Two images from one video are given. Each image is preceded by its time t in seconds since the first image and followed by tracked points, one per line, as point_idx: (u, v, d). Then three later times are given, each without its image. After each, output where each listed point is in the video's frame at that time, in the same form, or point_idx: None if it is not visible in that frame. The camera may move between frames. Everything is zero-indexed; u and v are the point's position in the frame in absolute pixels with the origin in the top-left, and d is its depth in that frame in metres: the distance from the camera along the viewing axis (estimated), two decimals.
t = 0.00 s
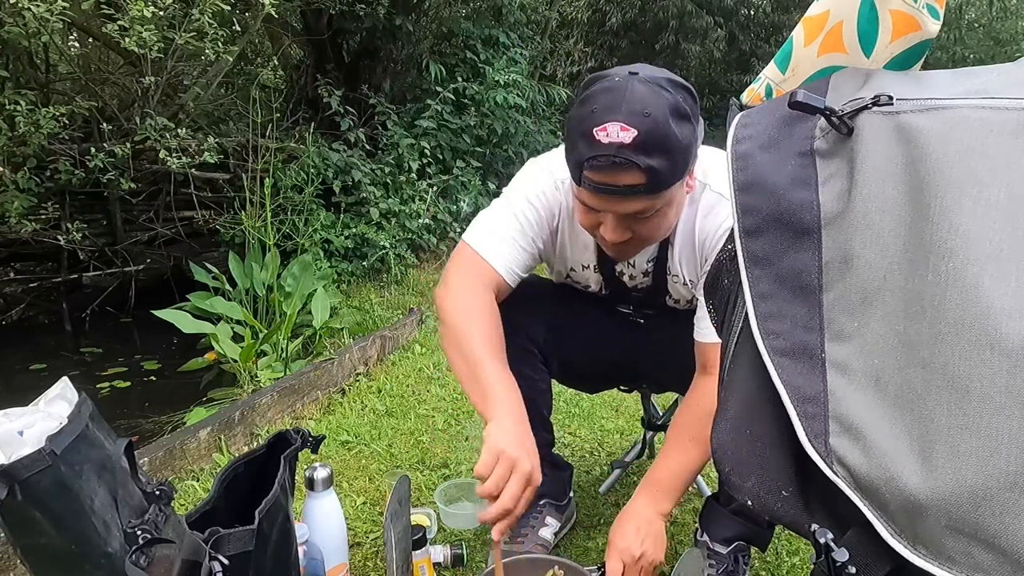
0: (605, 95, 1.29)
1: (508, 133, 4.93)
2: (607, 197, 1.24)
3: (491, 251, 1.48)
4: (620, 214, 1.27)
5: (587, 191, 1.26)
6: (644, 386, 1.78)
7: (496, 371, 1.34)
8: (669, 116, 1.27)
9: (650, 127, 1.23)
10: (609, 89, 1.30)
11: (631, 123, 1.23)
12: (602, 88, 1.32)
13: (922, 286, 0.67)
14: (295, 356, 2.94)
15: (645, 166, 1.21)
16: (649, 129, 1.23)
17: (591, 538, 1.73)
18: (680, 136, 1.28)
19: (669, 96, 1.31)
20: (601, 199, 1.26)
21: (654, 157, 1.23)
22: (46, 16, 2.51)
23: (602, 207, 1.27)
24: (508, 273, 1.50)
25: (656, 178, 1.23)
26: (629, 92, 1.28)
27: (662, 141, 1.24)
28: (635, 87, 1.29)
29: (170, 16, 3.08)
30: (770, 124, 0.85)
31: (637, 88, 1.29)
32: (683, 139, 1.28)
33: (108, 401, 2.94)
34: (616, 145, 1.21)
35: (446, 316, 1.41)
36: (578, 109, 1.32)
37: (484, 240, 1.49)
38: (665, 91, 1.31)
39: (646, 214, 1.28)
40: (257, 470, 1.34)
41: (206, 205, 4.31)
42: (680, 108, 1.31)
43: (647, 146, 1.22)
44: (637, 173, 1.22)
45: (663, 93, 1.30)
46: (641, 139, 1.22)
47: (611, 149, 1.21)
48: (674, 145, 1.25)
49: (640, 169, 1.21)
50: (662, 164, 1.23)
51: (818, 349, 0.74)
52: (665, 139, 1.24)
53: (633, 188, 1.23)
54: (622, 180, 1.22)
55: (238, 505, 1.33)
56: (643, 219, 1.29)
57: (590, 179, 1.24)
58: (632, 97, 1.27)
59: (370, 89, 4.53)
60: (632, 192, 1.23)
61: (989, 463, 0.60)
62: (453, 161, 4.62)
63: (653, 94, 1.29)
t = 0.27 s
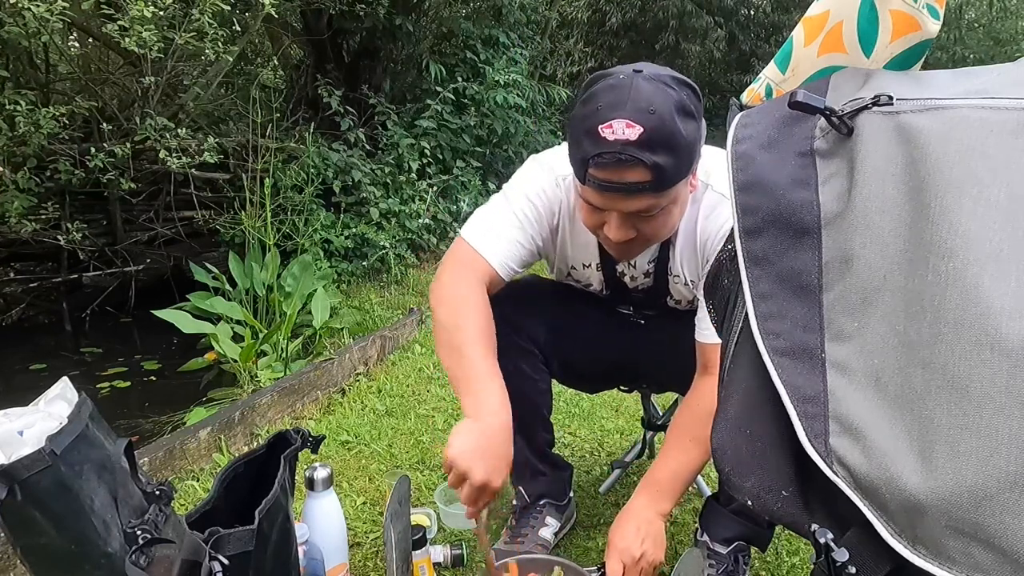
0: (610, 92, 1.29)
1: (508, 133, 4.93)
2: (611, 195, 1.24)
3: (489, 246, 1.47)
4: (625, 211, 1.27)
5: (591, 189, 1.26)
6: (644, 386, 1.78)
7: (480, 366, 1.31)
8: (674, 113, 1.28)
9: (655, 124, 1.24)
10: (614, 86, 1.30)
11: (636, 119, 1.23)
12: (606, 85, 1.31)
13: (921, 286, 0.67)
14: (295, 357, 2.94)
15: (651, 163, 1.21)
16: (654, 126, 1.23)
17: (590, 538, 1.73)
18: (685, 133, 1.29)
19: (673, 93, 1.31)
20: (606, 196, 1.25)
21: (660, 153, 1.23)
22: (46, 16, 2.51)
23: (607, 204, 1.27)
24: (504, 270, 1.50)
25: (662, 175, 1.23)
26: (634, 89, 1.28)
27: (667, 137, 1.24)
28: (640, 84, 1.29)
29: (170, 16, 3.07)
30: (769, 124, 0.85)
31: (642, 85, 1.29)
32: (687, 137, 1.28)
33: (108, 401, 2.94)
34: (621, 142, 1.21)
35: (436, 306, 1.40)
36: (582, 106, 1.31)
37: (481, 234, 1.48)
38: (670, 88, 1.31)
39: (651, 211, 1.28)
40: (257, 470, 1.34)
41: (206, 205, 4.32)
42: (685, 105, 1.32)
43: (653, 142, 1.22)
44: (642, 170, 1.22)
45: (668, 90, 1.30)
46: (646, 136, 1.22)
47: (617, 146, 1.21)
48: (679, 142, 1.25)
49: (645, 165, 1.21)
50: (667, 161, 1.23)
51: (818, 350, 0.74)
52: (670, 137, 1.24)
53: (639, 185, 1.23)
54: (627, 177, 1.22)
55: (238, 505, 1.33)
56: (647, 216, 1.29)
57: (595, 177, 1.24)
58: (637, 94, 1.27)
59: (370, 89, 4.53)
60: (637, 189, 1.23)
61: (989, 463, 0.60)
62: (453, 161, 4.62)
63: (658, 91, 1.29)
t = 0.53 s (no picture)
0: (614, 86, 1.29)
1: (508, 133, 4.93)
2: (616, 186, 1.24)
3: (472, 261, 1.53)
4: (630, 204, 1.26)
5: (595, 182, 1.25)
6: (644, 386, 1.78)
7: (467, 380, 1.40)
8: (677, 106, 1.28)
9: (660, 116, 1.24)
10: (617, 81, 1.30)
11: (641, 111, 1.24)
12: (610, 80, 1.32)
13: (921, 286, 0.67)
14: (295, 356, 2.94)
15: (656, 154, 1.21)
16: (658, 118, 1.24)
17: (590, 538, 1.73)
18: (689, 126, 1.29)
19: (677, 87, 1.32)
20: (611, 188, 1.25)
21: (664, 145, 1.23)
22: (46, 16, 2.51)
23: (611, 197, 1.26)
24: (486, 282, 1.56)
25: (667, 166, 1.23)
26: (638, 83, 1.29)
27: (671, 129, 1.24)
28: (644, 78, 1.30)
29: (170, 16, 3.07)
30: (769, 124, 0.85)
31: (646, 79, 1.30)
32: (691, 130, 1.29)
33: (108, 401, 2.94)
34: (626, 133, 1.22)
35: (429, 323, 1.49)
36: (585, 101, 1.32)
37: (466, 247, 1.54)
38: (673, 83, 1.32)
39: (655, 205, 1.28)
40: (257, 470, 1.34)
41: (206, 205, 4.32)
42: (688, 99, 1.32)
43: (657, 134, 1.22)
44: (647, 161, 1.22)
45: (671, 84, 1.31)
46: (651, 127, 1.23)
47: (622, 137, 1.21)
48: (683, 134, 1.26)
49: (650, 156, 1.21)
50: (672, 153, 1.23)
51: (818, 349, 0.73)
52: (674, 129, 1.25)
53: (644, 176, 1.22)
54: (632, 167, 1.22)
55: (238, 505, 1.33)
56: (651, 210, 1.28)
57: (599, 168, 1.24)
58: (640, 87, 1.28)
59: (370, 89, 4.53)
60: (642, 179, 1.23)
61: (988, 463, 0.60)
62: (453, 161, 4.63)
63: (662, 85, 1.30)
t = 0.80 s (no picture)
0: (604, 80, 1.30)
1: (508, 133, 4.93)
2: (610, 179, 1.24)
3: (465, 264, 1.56)
4: (623, 197, 1.26)
5: (589, 176, 1.25)
6: (644, 386, 1.79)
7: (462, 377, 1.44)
8: (668, 98, 1.29)
9: (651, 108, 1.24)
10: (608, 75, 1.31)
11: (631, 104, 1.24)
12: (600, 75, 1.32)
13: (922, 286, 0.67)
14: (295, 356, 2.94)
15: (648, 145, 1.22)
16: (649, 110, 1.24)
17: (590, 538, 1.73)
18: (681, 118, 1.29)
19: (667, 80, 1.32)
20: (605, 182, 1.25)
21: (656, 136, 1.23)
22: (46, 16, 2.51)
23: (605, 190, 1.26)
24: (481, 285, 1.58)
25: (659, 158, 1.23)
26: (628, 76, 1.29)
27: (663, 121, 1.25)
28: (634, 71, 1.30)
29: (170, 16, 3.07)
30: (770, 124, 0.85)
31: (636, 72, 1.30)
32: (683, 122, 1.29)
33: (108, 401, 2.94)
34: (618, 125, 1.22)
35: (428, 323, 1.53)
36: (576, 96, 1.32)
37: (459, 252, 1.56)
38: (663, 75, 1.33)
39: (649, 198, 1.28)
40: (257, 470, 1.34)
41: (206, 205, 4.32)
42: (679, 91, 1.33)
43: (649, 126, 1.23)
44: (639, 153, 1.22)
45: (661, 77, 1.31)
46: (642, 119, 1.23)
47: (613, 130, 1.22)
48: (674, 125, 1.26)
49: (643, 148, 1.21)
50: (664, 145, 1.24)
51: (818, 350, 0.73)
52: (665, 120, 1.25)
53: (636, 168, 1.23)
54: (625, 160, 1.22)
55: (238, 505, 1.33)
56: (645, 203, 1.28)
57: (592, 162, 1.24)
58: (631, 80, 1.28)
59: (370, 89, 4.53)
60: (635, 172, 1.23)
61: (989, 463, 0.60)
62: (453, 161, 4.63)
63: (652, 78, 1.30)
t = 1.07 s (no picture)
0: (599, 80, 1.30)
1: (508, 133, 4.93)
2: (606, 179, 1.24)
3: (460, 257, 1.57)
4: (620, 197, 1.26)
5: (585, 176, 1.25)
6: (644, 386, 1.78)
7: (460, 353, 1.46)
8: (663, 97, 1.29)
9: (646, 107, 1.25)
10: (602, 75, 1.31)
11: (626, 103, 1.24)
12: (595, 75, 1.33)
13: (922, 286, 0.67)
14: (295, 356, 2.94)
15: (643, 144, 1.22)
16: (644, 109, 1.24)
17: (590, 538, 1.73)
18: (676, 117, 1.29)
19: (661, 79, 1.32)
20: (601, 182, 1.25)
21: (651, 136, 1.23)
22: (46, 16, 2.50)
23: (601, 191, 1.26)
24: (476, 279, 1.59)
25: (655, 157, 1.23)
26: (623, 76, 1.29)
27: (658, 120, 1.25)
28: (628, 71, 1.30)
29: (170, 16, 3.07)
30: (770, 124, 0.85)
31: (630, 71, 1.30)
32: (678, 120, 1.29)
33: (108, 401, 2.95)
34: (613, 125, 1.22)
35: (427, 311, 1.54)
36: (571, 97, 1.32)
37: (456, 246, 1.58)
38: (657, 74, 1.33)
39: (646, 197, 1.28)
40: (257, 471, 1.34)
41: (206, 205, 4.32)
42: (673, 90, 1.33)
43: (644, 125, 1.23)
44: (635, 152, 1.22)
45: (656, 76, 1.32)
46: (637, 118, 1.23)
47: (608, 129, 1.22)
48: (670, 124, 1.26)
49: (638, 147, 1.22)
50: (659, 143, 1.24)
51: (818, 350, 0.73)
52: (660, 119, 1.25)
53: (632, 167, 1.23)
54: (621, 159, 1.22)
55: (237, 505, 1.33)
56: (642, 202, 1.28)
57: (588, 162, 1.24)
58: (626, 80, 1.28)
59: (370, 89, 4.53)
60: (631, 171, 1.23)
61: (989, 463, 0.60)
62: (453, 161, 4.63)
63: (647, 77, 1.30)
